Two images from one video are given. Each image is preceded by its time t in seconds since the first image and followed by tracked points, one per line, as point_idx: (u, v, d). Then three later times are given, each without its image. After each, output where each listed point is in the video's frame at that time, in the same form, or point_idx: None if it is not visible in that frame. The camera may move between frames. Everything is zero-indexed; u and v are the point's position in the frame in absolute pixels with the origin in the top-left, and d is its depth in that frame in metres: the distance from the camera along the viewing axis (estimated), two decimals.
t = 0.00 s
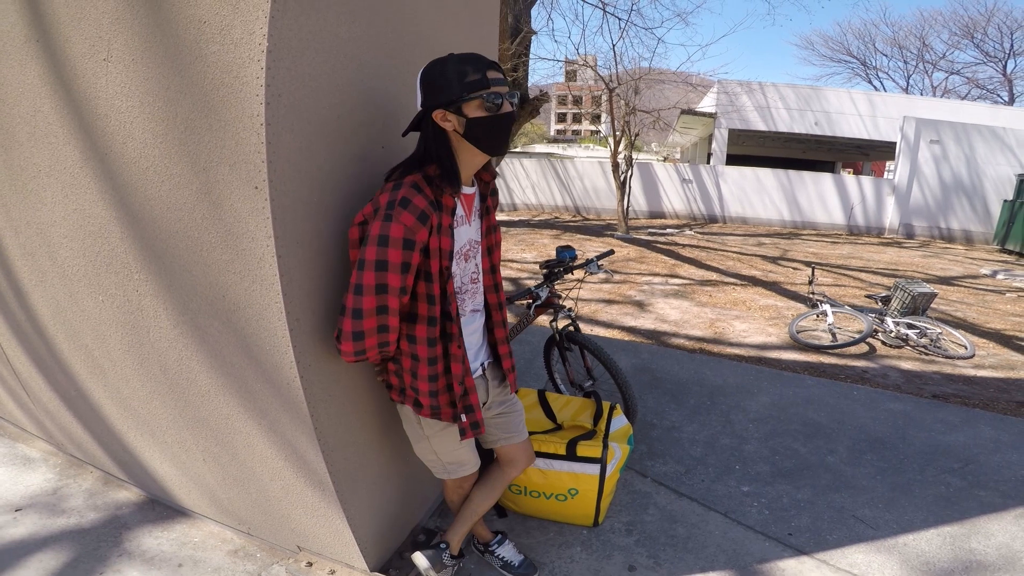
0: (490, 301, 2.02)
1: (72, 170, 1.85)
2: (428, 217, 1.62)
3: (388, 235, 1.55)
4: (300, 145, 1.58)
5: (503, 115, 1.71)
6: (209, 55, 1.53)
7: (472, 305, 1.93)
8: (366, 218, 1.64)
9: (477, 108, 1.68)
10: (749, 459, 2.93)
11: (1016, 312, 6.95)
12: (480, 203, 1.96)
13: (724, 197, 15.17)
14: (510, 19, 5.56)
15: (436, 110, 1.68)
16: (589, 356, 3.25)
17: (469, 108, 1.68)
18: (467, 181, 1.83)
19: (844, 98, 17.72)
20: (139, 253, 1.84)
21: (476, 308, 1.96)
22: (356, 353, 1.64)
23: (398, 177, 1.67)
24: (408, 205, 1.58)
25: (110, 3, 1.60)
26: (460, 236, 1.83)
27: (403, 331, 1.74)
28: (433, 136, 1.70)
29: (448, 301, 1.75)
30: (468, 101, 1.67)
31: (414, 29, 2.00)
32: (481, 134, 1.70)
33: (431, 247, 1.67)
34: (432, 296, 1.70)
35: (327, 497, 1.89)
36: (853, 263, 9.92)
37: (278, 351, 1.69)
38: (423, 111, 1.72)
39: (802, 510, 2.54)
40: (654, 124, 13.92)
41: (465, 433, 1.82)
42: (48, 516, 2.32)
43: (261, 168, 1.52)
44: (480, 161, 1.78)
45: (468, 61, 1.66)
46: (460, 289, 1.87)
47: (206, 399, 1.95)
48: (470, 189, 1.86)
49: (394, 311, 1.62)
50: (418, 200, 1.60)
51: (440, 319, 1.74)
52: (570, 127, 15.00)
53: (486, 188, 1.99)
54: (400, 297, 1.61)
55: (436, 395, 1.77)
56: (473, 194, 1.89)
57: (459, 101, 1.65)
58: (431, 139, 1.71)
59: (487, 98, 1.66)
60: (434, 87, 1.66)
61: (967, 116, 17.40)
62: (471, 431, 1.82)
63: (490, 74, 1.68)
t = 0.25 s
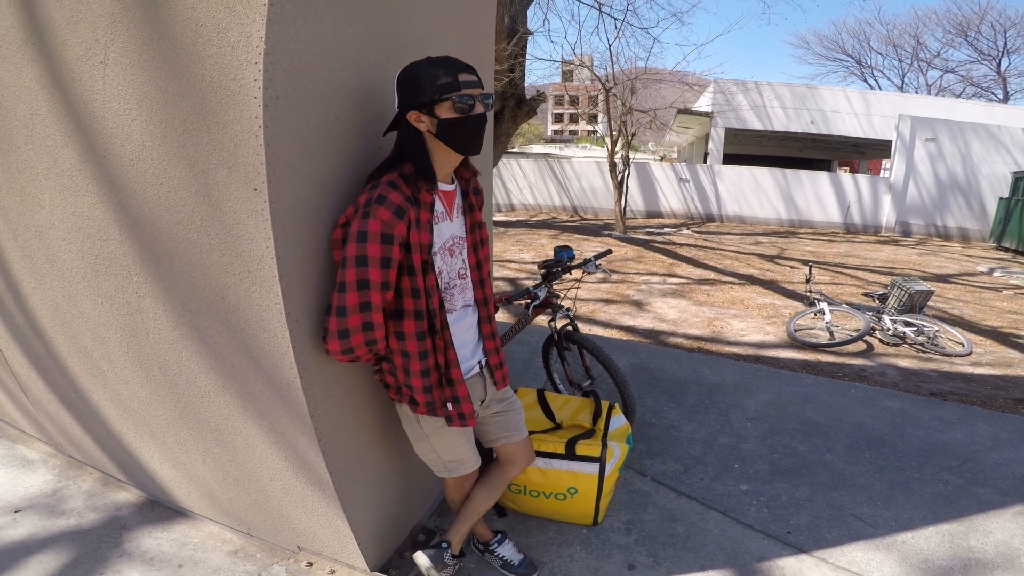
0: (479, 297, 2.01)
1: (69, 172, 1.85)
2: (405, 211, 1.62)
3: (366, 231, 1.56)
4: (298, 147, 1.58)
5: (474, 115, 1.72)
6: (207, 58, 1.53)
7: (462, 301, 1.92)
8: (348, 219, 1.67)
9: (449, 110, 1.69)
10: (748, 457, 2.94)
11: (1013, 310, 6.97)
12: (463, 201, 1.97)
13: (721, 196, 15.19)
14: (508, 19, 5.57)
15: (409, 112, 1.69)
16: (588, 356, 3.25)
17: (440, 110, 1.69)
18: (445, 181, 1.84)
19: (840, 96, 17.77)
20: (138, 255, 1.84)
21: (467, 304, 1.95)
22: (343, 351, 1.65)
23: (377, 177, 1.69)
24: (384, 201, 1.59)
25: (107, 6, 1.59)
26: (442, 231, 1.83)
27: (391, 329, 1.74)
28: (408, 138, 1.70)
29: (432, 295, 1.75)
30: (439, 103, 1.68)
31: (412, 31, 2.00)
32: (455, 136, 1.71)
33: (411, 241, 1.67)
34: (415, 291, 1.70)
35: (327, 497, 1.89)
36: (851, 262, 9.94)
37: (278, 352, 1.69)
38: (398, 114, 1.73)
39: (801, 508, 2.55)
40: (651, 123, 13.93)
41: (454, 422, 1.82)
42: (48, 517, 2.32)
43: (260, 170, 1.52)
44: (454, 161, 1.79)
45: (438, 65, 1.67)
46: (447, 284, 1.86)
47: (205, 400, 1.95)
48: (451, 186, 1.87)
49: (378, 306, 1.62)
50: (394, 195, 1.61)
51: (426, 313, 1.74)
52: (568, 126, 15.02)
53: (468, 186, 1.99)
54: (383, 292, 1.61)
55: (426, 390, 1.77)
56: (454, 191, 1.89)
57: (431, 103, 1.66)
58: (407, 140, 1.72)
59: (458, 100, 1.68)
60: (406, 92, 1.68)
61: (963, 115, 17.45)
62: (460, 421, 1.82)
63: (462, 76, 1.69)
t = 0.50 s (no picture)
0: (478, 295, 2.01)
1: (70, 170, 1.85)
2: (401, 210, 1.62)
3: (364, 231, 1.56)
4: (300, 147, 1.58)
5: (466, 114, 1.72)
6: (210, 57, 1.53)
7: (461, 300, 1.93)
8: (346, 219, 1.66)
9: (441, 109, 1.69)
10: (745, 460, 2.94)
11: (1010, 315, 6.99)
12: (459, 200, 1.97)
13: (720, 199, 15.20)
14: (509, 21, 5.57)
15: (403, 111, 1.70)
16: (586, 358, 3.25)
17: (431, 108, 1.69)
18: (441, 179, 1.84)
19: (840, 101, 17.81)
20: (138, 253, 1.84)
21: (466, 302, 1.95)
22: (344, 351, 1.65)
23: (374, 178, 1.69)
24: (381, 201, 1.59)
25: (111, 5, 1.60)
26: (439, 230, 1.84)
27: (391, 329, 1.74)
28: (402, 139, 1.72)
29: (430, 293, 1.75)
30: (431, 102, 1.68)
31: (414, 31, 2.01)
32: (447, 134, 1.71)
33: (408, 240, 1.67)
34: (414, 290, 1.70)
35: (325, 498, 1.89)
36: (849, 266, 9.96)
37: (277, 351, 1.70)
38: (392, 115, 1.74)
39: (797, 511, 2.55)
40: (651, 126, 13.95)
41: (453, 420, 1.82)
42: (43, 516, 2.32)
43: (262, 169, 1.53)
44: (449, 159, 1.80)
45: (428, 65, 1.67)
46: (446, 283, 1.86)
47: (203, 399, 1.95)
48: (445, 185, 1.87)
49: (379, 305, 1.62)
50: (390, 194, 1.61)
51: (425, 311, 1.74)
52: (568, 128, 15.03)
53: (463, 185, 1.99)
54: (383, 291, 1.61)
55: (426, 389, 1.77)
56: (449, 190, 1.89)
57: (422, 102, 1.66)
58: (401, 141, 1.72)
59: (448, 98, 1.68)
60: (398, 92, 1.69)
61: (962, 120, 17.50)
62: (459, 419, 1.83)
63: (452, 76, 1.69)
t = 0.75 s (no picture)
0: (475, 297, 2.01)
1: (66, 171, 1.85)
2: (397, 210, 1.62)
3: (360, 232, 1.56)
4: (295, 147, 1.58)
5: (464, 114, 1.72)
6: (205, 57, 1.53)
7: (457, 302, 1.92)
8: (341, 219, 1.66)
9: (439, 108, 1.69)
10: (743, 461, 2.94)
11: (1008, 316, 7.00)
12: (456, 201, 1.97)
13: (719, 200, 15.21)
14: (507, 21, 5.57)
15: (400, 111, 1.70)
16: (584, 358, 3.25)
17: (429, 108, 1.69)
18: (438, 180, 1.84)
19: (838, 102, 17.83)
20: (134, 254, 1.83)
21: (462, 304, 1.95)
22: (339, 352, 1.65)
23: (370, 178, 1.69)
24: (376, 201, 1.59)
25: (106, 5, 1.60)
26: (436, 231, 1.83)
27: (386, 330, 1.74)
28: (399, 138, 1.72)
29: (426, 295, 1.75)
30: (429, 102, 1.68)
31: (411, 31, 2.01)
32: (445, 134, 1.71)
33: (404, 241, 1.67)
34: (410, 291, 1.71)
35: (322, 499, 1.89)
36: (847, 266, 9.97)
37: (273, 352, 1.69)
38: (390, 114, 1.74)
39: (796, 512, 2.56)
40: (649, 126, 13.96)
41: (449, 423, 1.83)
42: (40, 518, 2.32)
43: (257, 169, 1.52)
44: (446, 160, 1.80)
45: (427, 64, 1.67)
46: (442, 285, 1.86)
47: (200, 401, 1.95)
48: (442, 186, 1.87)
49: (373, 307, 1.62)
50: (386, 195, 1.61)
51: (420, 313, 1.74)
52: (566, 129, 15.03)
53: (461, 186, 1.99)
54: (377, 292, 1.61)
55: (421, 391, 1.77)
56: (446, 190, 1.89)
57: (421, 101, 1.66)
58: (399, 140, 1.72)
59: (447, 98, 1.68)
60: (396, 90, 1.69)
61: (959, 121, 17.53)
62: (455, 422, 1.83)
63: (451, 75, 1.69)
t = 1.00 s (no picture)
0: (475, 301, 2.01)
1: (59, 170, 1.84)
2: (401, 213, 1.61)
3: (362, 233, 1.55)
4: (290, 146, 1.57)
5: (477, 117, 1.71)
6: (198, 56, 1.52)
7: (456, 305, 1.92)
8: (344, 217, 1.65)
9: (452, 108, 1.69)
10: (741, 461, 2.94)
11: (1006, 315, 7.01)
12: (462, 203, 1.95)
13: (717, 200, 15.21)
14: (505, 20, 5.57)
15: (413, 109, 1.70)
16: (582, 358, 3.24)
17: (442, 108, 1.69)
18: (446, 181, 1.83)
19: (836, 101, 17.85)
20: (127, 254, 1.82)
21: (461, 308, 1.94)
22: (334, 351, 1.64)
23: (376, 176, 1.67)
24: (381, 203, 1.58)
25: (98, 4, 1.59)
26: (440, 234, 1.82)
27: (384, 331, 1.74)
28: (411, 136, 1.72)
29: (426, 299, 1.74)
30: (443, 102, 1.68)
31: (408, 29, 2.00)
32: (455, 135, 1.71)
33: (407, 245, 1.66)
34: (410, 295, 1.70)
35: (319, 499, 1.88)
36: (845, 266, 9.98)
37: (269, 353, 1.69)
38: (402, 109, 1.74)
39: (794, 511, 2.55)
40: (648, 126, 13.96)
41: (443, 426, 1.83)
42: (37, 520, 2.30)
43: (251, 169, 1.52)
44: (455, 162, 1.79)
45: (444, 62, 1.68)
46: (442, 288, 1.85)
47: (196, 401, 1.94)
48: (449, 187, 1.86)
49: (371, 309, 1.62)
50: (391, 197, 1.60)
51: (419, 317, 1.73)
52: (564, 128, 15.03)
53: (468, 187, 1.98)
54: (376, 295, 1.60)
55: (416, 395, 1.77)
56: (453, 192, 1.88)
57: (434, 100, 1.67)
58: (409, 138, 1.72)
59: (461, 99, 1.67)
60: (410, 86, 1.69)
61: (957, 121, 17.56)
62: (449, 426, 1.83)
63: (467, 75, 1.69)
